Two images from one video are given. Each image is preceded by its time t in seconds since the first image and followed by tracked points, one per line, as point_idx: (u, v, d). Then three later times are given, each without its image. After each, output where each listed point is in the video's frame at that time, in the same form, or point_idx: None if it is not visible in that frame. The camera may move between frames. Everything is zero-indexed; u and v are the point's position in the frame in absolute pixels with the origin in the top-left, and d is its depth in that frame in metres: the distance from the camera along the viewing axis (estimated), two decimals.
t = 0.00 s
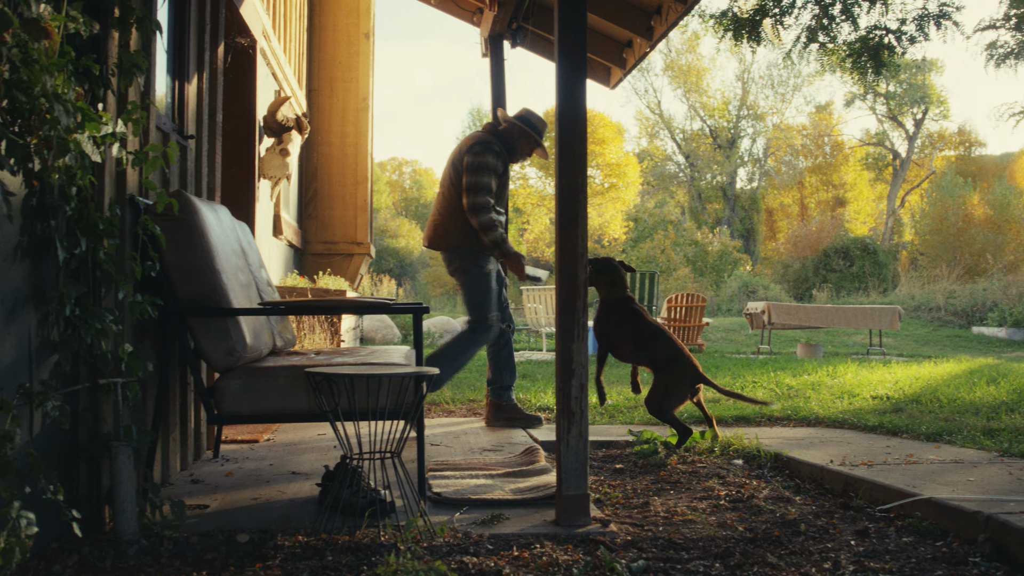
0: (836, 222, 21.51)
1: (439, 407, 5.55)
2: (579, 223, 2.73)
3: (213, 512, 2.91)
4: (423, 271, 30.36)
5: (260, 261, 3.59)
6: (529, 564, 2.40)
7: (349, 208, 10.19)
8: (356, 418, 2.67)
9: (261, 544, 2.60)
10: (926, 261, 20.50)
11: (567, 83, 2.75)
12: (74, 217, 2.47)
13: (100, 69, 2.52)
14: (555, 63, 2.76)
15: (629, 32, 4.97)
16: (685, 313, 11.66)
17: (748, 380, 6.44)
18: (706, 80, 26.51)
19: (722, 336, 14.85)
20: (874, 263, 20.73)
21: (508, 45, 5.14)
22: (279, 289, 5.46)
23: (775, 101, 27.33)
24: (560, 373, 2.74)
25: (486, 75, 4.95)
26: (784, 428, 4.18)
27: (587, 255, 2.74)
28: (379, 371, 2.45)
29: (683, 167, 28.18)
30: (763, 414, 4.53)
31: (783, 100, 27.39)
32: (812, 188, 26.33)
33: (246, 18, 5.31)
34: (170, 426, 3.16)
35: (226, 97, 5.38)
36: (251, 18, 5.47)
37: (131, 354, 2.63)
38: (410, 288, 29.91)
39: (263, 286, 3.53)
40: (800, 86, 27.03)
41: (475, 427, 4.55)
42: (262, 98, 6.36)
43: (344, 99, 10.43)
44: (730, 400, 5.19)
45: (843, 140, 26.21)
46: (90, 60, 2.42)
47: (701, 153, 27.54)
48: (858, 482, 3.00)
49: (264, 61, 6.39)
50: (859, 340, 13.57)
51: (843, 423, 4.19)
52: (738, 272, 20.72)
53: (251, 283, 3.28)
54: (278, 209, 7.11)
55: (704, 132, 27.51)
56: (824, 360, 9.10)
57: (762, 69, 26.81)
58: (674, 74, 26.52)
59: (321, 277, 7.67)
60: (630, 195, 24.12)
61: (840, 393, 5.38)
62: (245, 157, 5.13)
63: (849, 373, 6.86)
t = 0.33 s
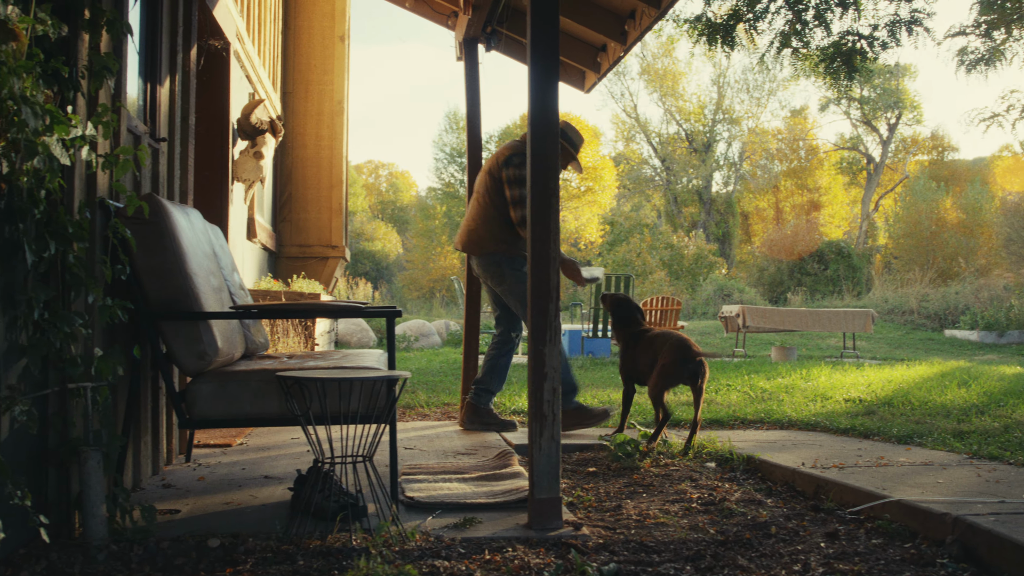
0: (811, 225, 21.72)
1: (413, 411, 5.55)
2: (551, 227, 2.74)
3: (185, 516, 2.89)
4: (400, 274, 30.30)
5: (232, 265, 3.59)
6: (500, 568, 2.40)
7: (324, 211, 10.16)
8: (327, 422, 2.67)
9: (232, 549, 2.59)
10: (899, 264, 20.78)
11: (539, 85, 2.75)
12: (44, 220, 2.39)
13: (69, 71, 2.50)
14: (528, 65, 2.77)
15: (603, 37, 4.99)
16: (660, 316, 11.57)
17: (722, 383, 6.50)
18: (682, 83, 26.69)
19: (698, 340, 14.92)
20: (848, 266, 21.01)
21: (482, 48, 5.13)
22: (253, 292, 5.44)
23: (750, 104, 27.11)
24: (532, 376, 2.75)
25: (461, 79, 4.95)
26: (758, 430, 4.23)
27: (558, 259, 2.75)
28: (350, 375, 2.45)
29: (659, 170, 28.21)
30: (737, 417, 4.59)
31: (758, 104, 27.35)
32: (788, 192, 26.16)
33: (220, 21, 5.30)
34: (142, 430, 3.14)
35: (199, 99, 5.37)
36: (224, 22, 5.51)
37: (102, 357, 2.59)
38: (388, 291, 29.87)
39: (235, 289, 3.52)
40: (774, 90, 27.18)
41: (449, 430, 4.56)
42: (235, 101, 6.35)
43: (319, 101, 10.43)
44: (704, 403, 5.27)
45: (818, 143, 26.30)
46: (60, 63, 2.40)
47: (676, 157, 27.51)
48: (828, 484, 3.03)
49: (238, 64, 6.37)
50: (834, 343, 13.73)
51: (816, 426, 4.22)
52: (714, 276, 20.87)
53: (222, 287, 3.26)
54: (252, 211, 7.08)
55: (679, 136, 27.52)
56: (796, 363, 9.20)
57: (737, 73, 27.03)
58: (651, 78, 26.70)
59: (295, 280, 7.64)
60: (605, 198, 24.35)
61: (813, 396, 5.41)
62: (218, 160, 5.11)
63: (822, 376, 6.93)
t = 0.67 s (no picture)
0: (788, 227, 21.84)
1: (388, 411, 5.54)
2: (524, 228, 2.75)
3: (157, 517, 2.88)
4: (378, 274, 30.27)
5: (206, 265, 3.60)
6: (472, 567, 2.40)
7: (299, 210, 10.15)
8: (300, 422, 2.67)
9: (204, 550, 2.58)
10: (875, 266, 20.96)
11: (513, 86, 2.76)
12: (13, 220, 2.33)
13: (40, 69, 2.47)
14: (502, 66, 2.78)
15: (579, 37, 5.00)
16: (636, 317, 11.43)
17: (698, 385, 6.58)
18: (659, 85, 26.71)
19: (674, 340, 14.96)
20: (824, 268, 21.25)
21: (459, 49, 5.12)
22: (227, 293, 5.43)
23: (727, 107, 27.27)
24: (505, 376, 2.76)
25: (438, 80, 4.95)
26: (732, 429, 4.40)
27: (532, 259, 2.76)
28: (322, 375, 2.45)
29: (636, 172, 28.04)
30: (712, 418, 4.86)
31: (735, 106, 27.38)
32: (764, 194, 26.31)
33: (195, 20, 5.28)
34: (112, 430, 3.11)
35: (174, 98, 5.36)
36: (200, 21, 5.50)
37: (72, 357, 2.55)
38: (365, 292, 29.74)
39: (209, 289, 3.52)
40: (751, 92, 27.29)
41: (423, 431, 4.56)
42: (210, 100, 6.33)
43: (296, 101, 10.44)
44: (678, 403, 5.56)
45: (794, 146, 26.57)
46: (29, 61, 2.38)
47: (654, 158, 27.57)
48: (800, 484, 3.05)
49: (213, 63, 6.33)
50: (809, 344, 13.81)
51: (790, 426, 4.28)
52: (690, 277, 20.93)
53: (195, 287, 3.26)
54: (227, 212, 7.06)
55: (657, 138, 27.45)
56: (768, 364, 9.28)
57: (715, 75, 27.15)
58: (628, 80, 26.59)
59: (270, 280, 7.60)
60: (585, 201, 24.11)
61: (788, 397, 5.45)
62: (193, 160, 5.12)
63: (797, 377, 6.98)
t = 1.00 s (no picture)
0: (763, 228, 21.97)
1: (363, 410, 5.54)
2: (498, 228, 2.76)
3: (128, 515, 2.87)
4: (355, 273, 30.25)
5: (179, 263, 3.60)
6: (443, 565, 2.41)
7: (276, 209, 10.11)
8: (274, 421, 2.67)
9: (174, 548, 2.57)
10: (850, 267, 21.14)
11: (486, 87, 2.77)
12: None
13: (11, 65, 2.44)
14: (476, 66, 2.78)
15: (554, 36, 5.00)
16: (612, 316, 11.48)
17: (673, 386, 6.75)
18: (637, 86, 26.92)
19: (650, 340, 15.03)
20: (800, 269, 21.39)
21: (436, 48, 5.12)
22: (201, 291, 5.41)
23: (704, 108, 27.15)
24: (477, 375, 2.76)
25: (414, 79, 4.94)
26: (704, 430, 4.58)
27: (505, 259, 2.77)
28: (295, 373, 2.45)
29: (614, 172, 28.49)
30: (685, 417, 5.03)
31: (713, 107, 27.33)
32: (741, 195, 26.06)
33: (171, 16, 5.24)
34: (84, 428, 3.09)
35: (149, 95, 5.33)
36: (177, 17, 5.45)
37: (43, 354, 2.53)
38: (342, 290, 29.66)
39: (181, 287, 3.52)
40: (729, 93, 27.11)
41: (397, 429, 4.56)
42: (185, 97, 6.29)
43: (271, 100, 10.38)
44: (653, 403, 5.69)
45: (771, 147, 26.26)
46: None
47: (631, 158, 27.75)
48: (771, 482, 3.08)
49: (187, 60, 6.30)
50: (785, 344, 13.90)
51: (764, 426, 4.49)
52: (667, 277, 21.02)
53: (168, 285, 3.26)
54: (202, 210, 7.03)
55: (635, 138, 27.68)
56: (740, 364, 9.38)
57: (693, 76, 27.11)
58: (607, 80, 26.96)
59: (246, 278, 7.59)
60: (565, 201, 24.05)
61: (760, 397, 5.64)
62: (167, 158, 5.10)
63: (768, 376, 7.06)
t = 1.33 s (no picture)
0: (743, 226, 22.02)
1: (342, 407, 5.54)
2: (474, 225, 2.76)
3: (103, 512, 2.86)
4: (334, 270, 30.21)
5: (155, 259, 3.59)
6: (419, 560, 2.41)
7: (255, 207, 10.10)
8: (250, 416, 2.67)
9: (149, 543, 2.56)
10: (828, 265, 21.30)
11: (463, 85, 2.77)
12: None
13: None
14: (454, 64, 2.78)
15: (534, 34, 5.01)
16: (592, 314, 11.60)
17: (649, 382, 6.77)
18: (618, 83, 26.55)
19: (629, 337, 15.04)
20: (780, 269, 21.63)
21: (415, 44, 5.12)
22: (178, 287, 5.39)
23: (685, 106, 26.76)
24: (454, 372, 2.76)
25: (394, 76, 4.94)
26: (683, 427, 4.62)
27: (481, 256, 2.77)
28: (270, 368, 2.46)
29: (594, 170, 27.79)
30: (667, 414, 5.04)
31: (693, 105, 26.98)
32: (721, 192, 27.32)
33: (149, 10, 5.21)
34: (59, 424, 3.07)
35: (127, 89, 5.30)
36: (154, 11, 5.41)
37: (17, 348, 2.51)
38: (321, 287, 29.55)
39: (158, 283, 3.51)
40: (709, 92, 26.89)
41: (375, 426, 4.57)
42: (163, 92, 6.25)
43: (251, 95, 10.36)
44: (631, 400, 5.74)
45: (750, 146, 27.02)
46: None
47: (611, 156, 27.13)
48: (746, 478, 3.11)
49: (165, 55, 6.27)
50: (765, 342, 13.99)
51: (741, 422, 4.55)
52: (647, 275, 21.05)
53: (144, 281, 3.26)
54: (180, 206, 7.01)
55: (615, 136, 27.21)
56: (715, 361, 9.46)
57: (673, 74, 26.66)
58: (587, 78, 26.64)
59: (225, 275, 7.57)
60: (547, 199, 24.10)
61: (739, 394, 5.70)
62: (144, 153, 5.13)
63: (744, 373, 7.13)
